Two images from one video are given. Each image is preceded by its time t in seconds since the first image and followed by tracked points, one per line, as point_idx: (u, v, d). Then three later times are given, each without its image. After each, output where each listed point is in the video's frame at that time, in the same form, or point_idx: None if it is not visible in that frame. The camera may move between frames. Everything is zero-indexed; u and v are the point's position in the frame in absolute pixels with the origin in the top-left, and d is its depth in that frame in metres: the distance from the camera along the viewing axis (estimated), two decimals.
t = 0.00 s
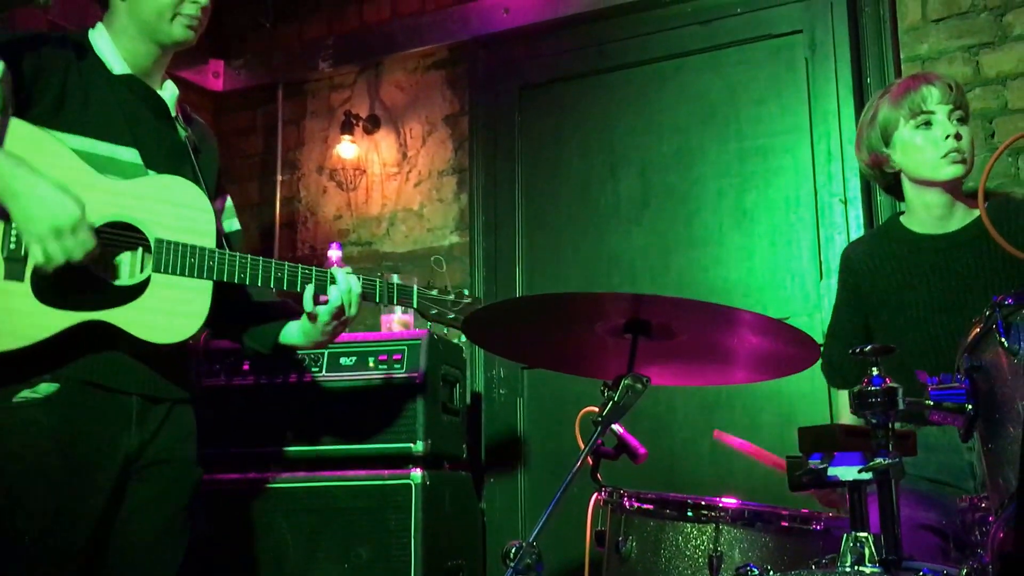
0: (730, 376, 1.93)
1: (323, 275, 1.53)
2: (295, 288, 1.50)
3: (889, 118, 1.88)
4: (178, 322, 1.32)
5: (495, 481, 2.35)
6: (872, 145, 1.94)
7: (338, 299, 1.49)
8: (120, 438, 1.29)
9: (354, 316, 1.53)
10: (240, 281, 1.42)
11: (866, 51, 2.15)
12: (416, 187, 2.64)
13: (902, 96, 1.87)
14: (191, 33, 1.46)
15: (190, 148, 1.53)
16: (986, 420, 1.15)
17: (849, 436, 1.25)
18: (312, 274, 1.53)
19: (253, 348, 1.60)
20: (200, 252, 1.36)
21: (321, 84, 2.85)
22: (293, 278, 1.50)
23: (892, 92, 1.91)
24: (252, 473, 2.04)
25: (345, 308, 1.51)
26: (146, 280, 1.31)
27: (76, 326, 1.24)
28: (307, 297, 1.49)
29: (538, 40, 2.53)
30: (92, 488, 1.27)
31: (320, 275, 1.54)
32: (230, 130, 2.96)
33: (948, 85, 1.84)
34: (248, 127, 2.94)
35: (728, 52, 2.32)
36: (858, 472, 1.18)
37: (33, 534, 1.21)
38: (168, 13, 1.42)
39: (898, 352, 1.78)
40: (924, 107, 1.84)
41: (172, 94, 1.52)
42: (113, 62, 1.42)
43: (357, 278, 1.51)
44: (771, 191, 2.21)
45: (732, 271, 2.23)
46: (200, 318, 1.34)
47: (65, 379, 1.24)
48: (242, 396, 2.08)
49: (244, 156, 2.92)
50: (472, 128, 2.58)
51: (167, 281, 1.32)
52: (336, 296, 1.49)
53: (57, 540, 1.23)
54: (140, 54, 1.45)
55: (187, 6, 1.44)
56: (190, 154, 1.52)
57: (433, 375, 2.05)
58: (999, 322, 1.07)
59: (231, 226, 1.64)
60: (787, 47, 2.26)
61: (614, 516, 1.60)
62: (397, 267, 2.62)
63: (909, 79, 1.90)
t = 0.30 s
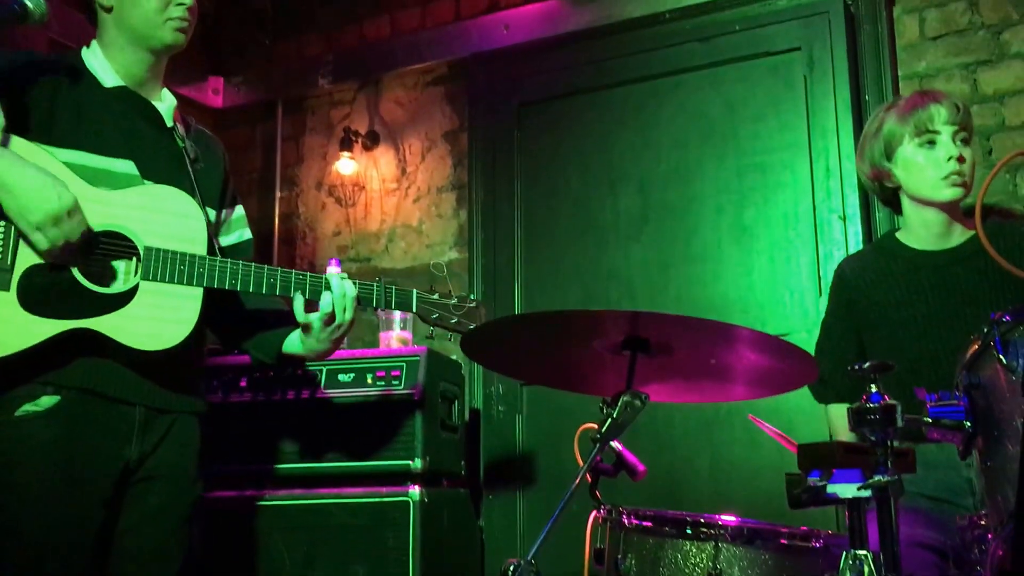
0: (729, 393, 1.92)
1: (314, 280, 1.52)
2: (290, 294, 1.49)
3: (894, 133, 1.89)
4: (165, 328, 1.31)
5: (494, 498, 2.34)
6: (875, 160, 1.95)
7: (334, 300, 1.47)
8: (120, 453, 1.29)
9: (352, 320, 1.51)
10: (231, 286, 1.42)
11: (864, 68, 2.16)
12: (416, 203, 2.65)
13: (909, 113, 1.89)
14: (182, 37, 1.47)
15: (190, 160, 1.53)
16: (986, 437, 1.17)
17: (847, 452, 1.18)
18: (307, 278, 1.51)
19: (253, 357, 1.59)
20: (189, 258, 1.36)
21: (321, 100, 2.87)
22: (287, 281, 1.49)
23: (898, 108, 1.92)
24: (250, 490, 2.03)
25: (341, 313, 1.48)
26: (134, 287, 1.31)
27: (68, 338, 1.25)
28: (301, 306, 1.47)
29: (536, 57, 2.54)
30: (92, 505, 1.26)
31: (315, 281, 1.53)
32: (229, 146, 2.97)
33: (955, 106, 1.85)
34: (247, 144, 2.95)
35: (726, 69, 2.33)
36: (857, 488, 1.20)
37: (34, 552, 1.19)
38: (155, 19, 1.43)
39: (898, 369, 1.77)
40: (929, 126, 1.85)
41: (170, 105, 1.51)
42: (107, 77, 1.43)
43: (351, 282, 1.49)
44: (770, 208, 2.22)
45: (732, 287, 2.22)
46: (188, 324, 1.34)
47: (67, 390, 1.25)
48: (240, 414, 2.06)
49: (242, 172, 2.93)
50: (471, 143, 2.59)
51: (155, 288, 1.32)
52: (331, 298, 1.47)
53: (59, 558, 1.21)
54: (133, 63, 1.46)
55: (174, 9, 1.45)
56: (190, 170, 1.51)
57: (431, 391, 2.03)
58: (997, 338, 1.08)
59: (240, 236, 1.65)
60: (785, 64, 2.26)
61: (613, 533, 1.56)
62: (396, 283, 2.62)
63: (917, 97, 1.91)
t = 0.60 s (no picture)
0: (730, 410, 1.90)
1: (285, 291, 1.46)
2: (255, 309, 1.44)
3: (894, 147, 1.89)
4: (124, 355, 1.29)
5: (494, 514, 2.34)
6: (875, 174, 1.95)
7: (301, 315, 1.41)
8: (97, 477, 1.28)
9: (325, 329, 1.45)
10: (193, 306, 1.38)
11: (864, 85, 2.17)
12: (416, 219, 2.66)
13: (908, 127, 1.89)
14: (139, 61, 1.46)
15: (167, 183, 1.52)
16: (986, 454, 1.16)
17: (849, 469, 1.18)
18: (272, 290, 1.46)
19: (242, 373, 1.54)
20: (145, 281, 1.33)
21: (322, 117, 2.88)
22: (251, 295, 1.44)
23: (896, 124, 1.93)
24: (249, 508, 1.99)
25: (311, 325, 1.43)
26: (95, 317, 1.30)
27: (31, 371, 1.25)
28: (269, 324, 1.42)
29: (536, 73, 2.55)
30: (67, 535, 1.25)
31: (284, 292, 1.46)
32: (230, 162, 2.98)
33: (954, 120, 1.86)
34: (247, 160, 2.96)
35: (725, 86, 2.33)
36: (857, 505, 1.20)
37: None
38: (107, 47, 1.42)
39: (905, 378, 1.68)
40: (929, 140, 1.86)
41: (141, 126, 1.51)
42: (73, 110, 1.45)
43: (316, 291, 1.42)
44: (770, 224, 2.22)
45: (731, 303, 2.23)
46: (147, 351, 1.31)
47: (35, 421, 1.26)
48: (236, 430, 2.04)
49: (243, 189, 2.94)
50: (471, 159, 2.60)
51: (115, 315, 1.31)
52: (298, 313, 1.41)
53: None
54: (96, 93, 1.47)
55: (125, 34, 1.44)
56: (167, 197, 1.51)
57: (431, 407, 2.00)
58: (997, 354, 1.10)
59: (228, 249, 1.64)
60: (784, 81, 2.27)
61: (613, 551, 1.52)
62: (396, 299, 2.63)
63: (915, 112, 1.92)
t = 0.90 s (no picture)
0: (730, 424, 1.87)
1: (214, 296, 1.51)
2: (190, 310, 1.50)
3: (895, 161, 1.90)
4: (50, 360, 1.41)
5: (494, 527, 2.35)
6: (875, 187, 1.96)
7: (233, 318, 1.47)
8: (42, 483, 1.39)
9: (260, 331, 1.50)
10: (124, 311, 1.48)
11: (864, 98, 2.18)
12: (416, 232, 2.67)
13: (910, 142, 1.90)
14: (95, 72, 1.53)
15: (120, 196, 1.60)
16: (985, 468, 1.14)
17: (847, 482, 1.22)
18: (205, 292, 1.52)
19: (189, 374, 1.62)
20: (75, 289, 1.45)
21: (323, 130, 2.90)
22: (182, 297, 1.51)
23: (898, 138, 1.93)
24: (251, 519, 1.97)
25: (245, 328, 1.48)
26: (30, 323, 1.44)
27: None
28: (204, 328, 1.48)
29: (537, 86, 2.57)
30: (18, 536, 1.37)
31: (216, 294, 1.52)
32: (231, 175, 3.00)
33: (956, 135, 1.86)
34: (249, 173, 2.97)
35: (725, 99, 2.34)
36: (857, 519, 1.19)
37: None
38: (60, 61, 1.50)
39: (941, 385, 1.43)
40: (930, 154, 1.86)
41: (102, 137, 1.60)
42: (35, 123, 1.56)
43: (246, 292, 1.47)
44: (770, 237, 2.23)
45: (732, 316, 2.23)
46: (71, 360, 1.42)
47: None
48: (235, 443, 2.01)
49: (244, 201, 2.95)
50: (472, 172, 2.61)
51: (49, 320, 1.44)
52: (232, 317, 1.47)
53: None
54: (57, 106, 1.56)
55: (79, 47, 1.52)
56: (122, 209, 1.60)
57: (432, 420, 1.99)
58: (997, 367, 1.10)
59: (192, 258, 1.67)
60: (784, 94, 2.28)
61: (613, 564, 1.45)
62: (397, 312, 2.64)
63: (917, 127, 1.92)
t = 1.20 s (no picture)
0: (729, 431, 1.87)
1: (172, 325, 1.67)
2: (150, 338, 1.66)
3: (893, 168, 1.91)
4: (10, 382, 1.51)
5: (495, 534, 2.35)
6: (873, 194, 1.97)
7: (193, 347, 1.64)
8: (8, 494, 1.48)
9: (216, 361, 1.67)
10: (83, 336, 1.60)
11: (863, 106, 2.18)
12: (417, 240, 2.68)
13: (908, 149, 1.91)
14: (52, 99, 1.64)
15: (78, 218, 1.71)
16: (984, 475, 1.12)
17: (848, 489, 1.21)
18: (162, 322, 1.67)
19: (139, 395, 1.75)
20: (42, 314, 1.56)
21: (324, 137, 2.91)
22: (142, 326, 1.66)
23: (896, 145, 1.94)
24: (252, 526, 1.98)
25: (203, 357, 1.65)
26: None
27: None
28: (164, 354, 1.64)
29: (536, 94, 2.57)
30: None
31: (174, 323, 1.68)
32: (232, 183, 3.01)
33: (954, 143, 1.87)
34: (250, 181, 2.98)
35: (725, 107, 2.35)
36: (855, 526, 1.18)
37: None
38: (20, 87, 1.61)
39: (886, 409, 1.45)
40: (927, 162, 1.87)
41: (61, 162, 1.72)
42: None
43: (204, 324, 1.65)
44: (769, 244, 2.24)
45: (731, 323, 2.24)
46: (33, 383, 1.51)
47: None
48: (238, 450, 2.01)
49: (245, 209, 2.97)
50: (472, 180, 2.62)
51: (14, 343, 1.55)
52: (193, 345, 1.64)
53: None
54: (19, 129, 1.68)
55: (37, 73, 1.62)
56: (79, 230, 1.69)
57: (432, 428, 1.99)
58: (996, 375, 1.09)
59: (146, 284, 1.78)
60: (784, 102, 2.28)
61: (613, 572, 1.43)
62: (398, 319, 2.65)
63: (916, 134, 1.93)
